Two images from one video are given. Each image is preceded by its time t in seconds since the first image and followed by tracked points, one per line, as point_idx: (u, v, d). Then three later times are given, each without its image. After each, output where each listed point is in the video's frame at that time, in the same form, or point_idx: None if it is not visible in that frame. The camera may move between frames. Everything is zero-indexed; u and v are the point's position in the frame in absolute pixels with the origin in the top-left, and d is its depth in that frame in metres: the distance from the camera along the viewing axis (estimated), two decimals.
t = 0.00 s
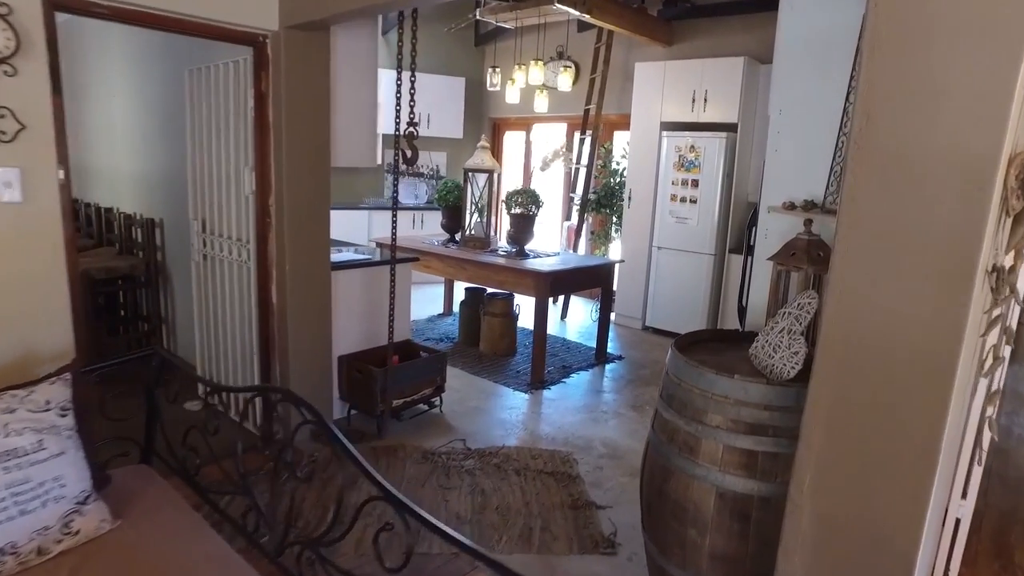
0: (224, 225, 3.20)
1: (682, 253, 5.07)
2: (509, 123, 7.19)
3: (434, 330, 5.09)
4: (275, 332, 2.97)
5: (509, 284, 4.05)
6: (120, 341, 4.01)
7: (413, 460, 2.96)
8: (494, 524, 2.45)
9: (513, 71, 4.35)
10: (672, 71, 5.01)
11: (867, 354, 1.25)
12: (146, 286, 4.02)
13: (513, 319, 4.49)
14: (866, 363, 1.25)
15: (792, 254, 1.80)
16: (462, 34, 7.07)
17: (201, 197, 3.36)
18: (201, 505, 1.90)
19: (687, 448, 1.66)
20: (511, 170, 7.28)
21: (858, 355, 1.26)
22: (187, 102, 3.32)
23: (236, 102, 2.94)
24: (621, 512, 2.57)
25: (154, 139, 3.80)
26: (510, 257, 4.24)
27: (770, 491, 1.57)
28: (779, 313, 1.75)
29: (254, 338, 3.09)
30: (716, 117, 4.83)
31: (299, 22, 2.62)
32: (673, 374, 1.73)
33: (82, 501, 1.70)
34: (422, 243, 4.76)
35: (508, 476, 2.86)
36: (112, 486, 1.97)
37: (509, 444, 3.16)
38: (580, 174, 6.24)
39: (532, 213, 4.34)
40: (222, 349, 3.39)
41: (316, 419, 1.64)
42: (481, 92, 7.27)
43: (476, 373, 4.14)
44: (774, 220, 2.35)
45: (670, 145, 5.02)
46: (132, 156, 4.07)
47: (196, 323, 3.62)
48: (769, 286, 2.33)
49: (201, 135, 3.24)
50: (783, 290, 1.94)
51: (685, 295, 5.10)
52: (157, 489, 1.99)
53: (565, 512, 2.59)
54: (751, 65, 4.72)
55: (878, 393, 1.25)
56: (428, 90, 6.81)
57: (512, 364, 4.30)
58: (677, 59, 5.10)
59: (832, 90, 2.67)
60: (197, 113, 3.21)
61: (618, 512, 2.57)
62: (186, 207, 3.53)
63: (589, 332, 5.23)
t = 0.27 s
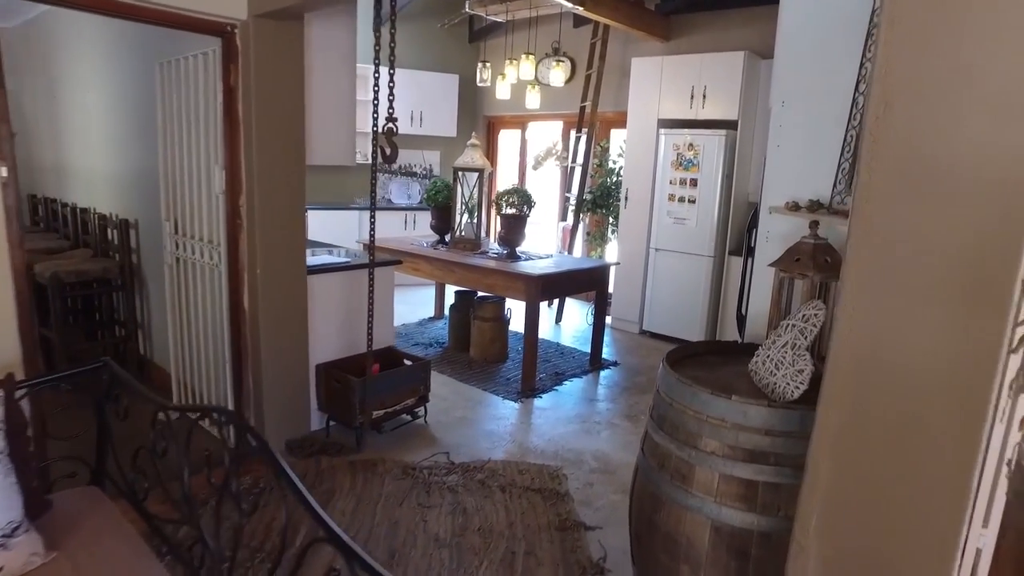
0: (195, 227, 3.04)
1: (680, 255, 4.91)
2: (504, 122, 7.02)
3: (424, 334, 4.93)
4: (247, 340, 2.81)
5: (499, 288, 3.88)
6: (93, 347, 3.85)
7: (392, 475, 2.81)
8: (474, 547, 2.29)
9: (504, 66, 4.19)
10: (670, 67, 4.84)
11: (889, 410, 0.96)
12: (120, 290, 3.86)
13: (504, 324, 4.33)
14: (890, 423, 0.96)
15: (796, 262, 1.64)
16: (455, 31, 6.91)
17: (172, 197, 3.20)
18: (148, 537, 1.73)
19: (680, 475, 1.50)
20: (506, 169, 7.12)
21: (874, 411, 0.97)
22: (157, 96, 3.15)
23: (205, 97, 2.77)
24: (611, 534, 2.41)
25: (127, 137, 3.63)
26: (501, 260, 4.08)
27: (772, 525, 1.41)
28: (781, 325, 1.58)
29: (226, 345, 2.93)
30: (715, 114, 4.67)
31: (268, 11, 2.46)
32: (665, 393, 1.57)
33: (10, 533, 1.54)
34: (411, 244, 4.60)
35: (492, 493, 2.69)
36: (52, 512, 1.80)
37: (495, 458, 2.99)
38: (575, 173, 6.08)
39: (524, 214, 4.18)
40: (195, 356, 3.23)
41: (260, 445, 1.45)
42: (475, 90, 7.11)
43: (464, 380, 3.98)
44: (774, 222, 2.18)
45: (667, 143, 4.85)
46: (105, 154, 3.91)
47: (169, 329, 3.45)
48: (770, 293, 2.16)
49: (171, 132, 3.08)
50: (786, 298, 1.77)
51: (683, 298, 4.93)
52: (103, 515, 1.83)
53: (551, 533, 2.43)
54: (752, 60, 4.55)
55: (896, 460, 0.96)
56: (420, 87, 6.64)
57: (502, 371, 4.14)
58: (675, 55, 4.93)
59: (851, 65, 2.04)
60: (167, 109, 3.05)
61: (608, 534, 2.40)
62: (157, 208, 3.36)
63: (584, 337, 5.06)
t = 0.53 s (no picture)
0: (175, 228, 2.91)
1: (681, 257, 4.78)
2: (502, 121, 6.90)
3: (418, 339, 4.80)
4: (228, 347, 2.70)
5: (493, 292, 3.75)
6: (75, 352, 3.73)
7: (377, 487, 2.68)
8: (463, 569, 2.17)
9: (499, 62, 4.06)
10: (671, 64, 4.72)
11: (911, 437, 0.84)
12: (102, 293, 3.73)
13: (499, 328, 4.20)
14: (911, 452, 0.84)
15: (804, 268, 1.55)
16: (453, 28, 6.79)
17: (152, 198, 3.07)
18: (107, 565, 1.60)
19: (679, 502, 1.37)
20: (504, 169, 7.00)
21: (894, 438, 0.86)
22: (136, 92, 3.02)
23: (184, 93, 2.64)
24: (607, 553, 2.29)
25: (108, 135, 3.50)
26: (496, 262, 3.96)
27: (779, 559, 1.28)
28: (789, 338, 1.45)
29: (206, 352, 2.81)
30: (718, 112, 4.54)
31: (247, 2, 2.33)
32: (663, 410, 1.45)
33: None
34: (405, 246, 4.47)
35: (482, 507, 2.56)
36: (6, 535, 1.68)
37: (488, 469, 2.87)
38: (574, 173, 5.95)
39: (519, 215, 4.06)
40: (176, 363, 3.10)
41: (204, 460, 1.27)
42: (473, 88, 6.99)
43: (458, 386, 3.86)
44: (782, 224, 2.05)
45: (668, 142, 4.72)
46: (87, 153, 3.77)
47: (151, 334, 3.33)
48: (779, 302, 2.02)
49: (150, 130, 2.94)
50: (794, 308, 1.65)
51: (684, 302, 4.81)
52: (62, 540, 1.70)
53: (544, 553, 2.30)
54: (755, 56, 4.42)
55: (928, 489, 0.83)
56: (417, 86, 6.53)
57: (498, 377, 4.01)
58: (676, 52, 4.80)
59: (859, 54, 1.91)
60: (146, 106, 2.93)
61: (604, 554, 2.28)
62: (138, 209, 3.24)
63: (583, 341, 4.93)
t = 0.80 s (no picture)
0: (151, 234, 2.76)
1: (685, 262, 4.62)
2: (500, 121, 6.76)
3: (412, 346, 4.65)
4: (205, 361, 2.54)
5: (488, 300, 3.60)
6: (53, 361, 3.58)
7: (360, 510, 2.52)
8: None
9: (495, 60, 3.90)
10: (674, 62, 4.56)
11: None
12: (81, 300, 3.58)
13: (496, 337, 4.05)
14: None
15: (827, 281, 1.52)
16: (450, 26, 6.65)
17: (129, 202, 2.92)
18: None
19: (683, 548, 1.25)
20: (503, 170, 6.85)
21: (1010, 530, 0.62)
22: (111, 90, 2.86)
23: (157, 91, 2.48)
24: None
25: (86, 136, 3.35)
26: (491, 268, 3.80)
27: None
28: (806, 362, 1.33)
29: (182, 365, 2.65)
30: (723, 112, 4.38)
31: None
32: (666, 444, 1.32)
33: None
34: (398, 251, 4.32)
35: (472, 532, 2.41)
36: None
37: (480, 488, 2.72)
38: (574, 174, 5.80)
39: (516, 219, 3.90)
40: (154, 375, 2.95)
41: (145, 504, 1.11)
42: (471, 88, 6.84)
43: (451, 397, 3.70)
44: (797, 233, 1.91)
45: (671, 143, 4.57)
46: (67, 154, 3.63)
47: (129, 344, 3.18)
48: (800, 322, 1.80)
49: (125, 130, 2.79)
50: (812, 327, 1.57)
51: (687, 308, 4.65)
52: None
53: None
54: (762, 54, 4.26)
55: None
56: (413, 85, 6.38)
57: (493, 388, 3.86)
58: (679, 49, 4.64)
59: (886, 51, 1.75)
60: (120, 104, 2.78)
61: None
62: (115, 213, 3.08)
63: (582, 349, 4.77)
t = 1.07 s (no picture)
0: (127, 237, 2.62)
1: (687, 265, 4.48)
2: (499, 120, 6.62)
3: (406, 351, 4.51)
4: (181, 372, 2.39)
5: (482, 305, 3.46)
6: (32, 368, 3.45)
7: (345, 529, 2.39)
8: None
9: (491, 55, 3.76)
10: (677, 58, 4.41)
11: None
12: (60, 305, 3.44)
13: (491, 342, 3.91)
14: None
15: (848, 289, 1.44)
16: (448, 23, 6.52)
17: (105, 204, 2.78)
18: None
19: None
20: (502, 170, 6.71)
21: None
22: (86, 86, 2.73)
23: (129, 86, 2.34)
24: None
25: (63, 134, 3.22)
26: (487, 272, 3.67)
27: None
28: (824, 387, 1.28)
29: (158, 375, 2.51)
30: (727, 110, 4.23)
31: None
32: (668, 480, 1.27)
33: None
34: (391, 254, 4.19)
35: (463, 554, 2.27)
36: None
37: (471, 506, 2.58)
38: (574, 174, 5.66)
39: (513, 221, 3.77)
40: (131, 385, 2.82)
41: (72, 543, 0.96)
42: (469, 86, 6.70)
43: (445, 406, 3.57)
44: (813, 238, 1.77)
45: (673, 142, 4.42)
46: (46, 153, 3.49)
47: (108, 351, 3.04)
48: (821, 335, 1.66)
49: (100, 127, 2.66)
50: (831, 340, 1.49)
51: (690, 312, 4.51)
52: None
53: None
54: (768, 50, 4.11)
55: None
56: (410, 83, 6.25)
57: (488, 396, 3.72)
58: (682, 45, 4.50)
59: (907, 41, 1.60)
60: (95, 100, 2.64)
61: None
62: (92, 215, 2.95)
63: (581, 355, 4.63)
